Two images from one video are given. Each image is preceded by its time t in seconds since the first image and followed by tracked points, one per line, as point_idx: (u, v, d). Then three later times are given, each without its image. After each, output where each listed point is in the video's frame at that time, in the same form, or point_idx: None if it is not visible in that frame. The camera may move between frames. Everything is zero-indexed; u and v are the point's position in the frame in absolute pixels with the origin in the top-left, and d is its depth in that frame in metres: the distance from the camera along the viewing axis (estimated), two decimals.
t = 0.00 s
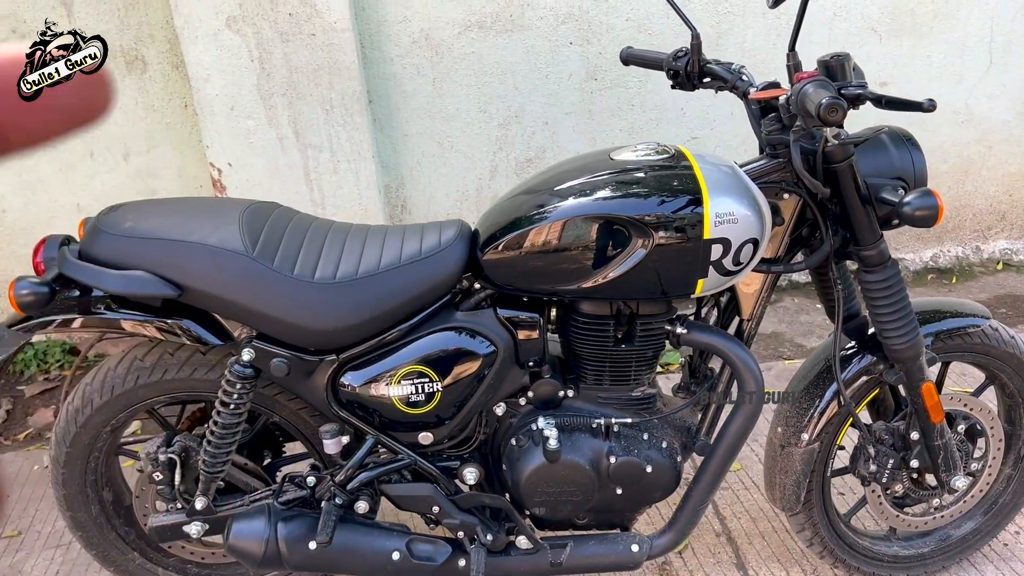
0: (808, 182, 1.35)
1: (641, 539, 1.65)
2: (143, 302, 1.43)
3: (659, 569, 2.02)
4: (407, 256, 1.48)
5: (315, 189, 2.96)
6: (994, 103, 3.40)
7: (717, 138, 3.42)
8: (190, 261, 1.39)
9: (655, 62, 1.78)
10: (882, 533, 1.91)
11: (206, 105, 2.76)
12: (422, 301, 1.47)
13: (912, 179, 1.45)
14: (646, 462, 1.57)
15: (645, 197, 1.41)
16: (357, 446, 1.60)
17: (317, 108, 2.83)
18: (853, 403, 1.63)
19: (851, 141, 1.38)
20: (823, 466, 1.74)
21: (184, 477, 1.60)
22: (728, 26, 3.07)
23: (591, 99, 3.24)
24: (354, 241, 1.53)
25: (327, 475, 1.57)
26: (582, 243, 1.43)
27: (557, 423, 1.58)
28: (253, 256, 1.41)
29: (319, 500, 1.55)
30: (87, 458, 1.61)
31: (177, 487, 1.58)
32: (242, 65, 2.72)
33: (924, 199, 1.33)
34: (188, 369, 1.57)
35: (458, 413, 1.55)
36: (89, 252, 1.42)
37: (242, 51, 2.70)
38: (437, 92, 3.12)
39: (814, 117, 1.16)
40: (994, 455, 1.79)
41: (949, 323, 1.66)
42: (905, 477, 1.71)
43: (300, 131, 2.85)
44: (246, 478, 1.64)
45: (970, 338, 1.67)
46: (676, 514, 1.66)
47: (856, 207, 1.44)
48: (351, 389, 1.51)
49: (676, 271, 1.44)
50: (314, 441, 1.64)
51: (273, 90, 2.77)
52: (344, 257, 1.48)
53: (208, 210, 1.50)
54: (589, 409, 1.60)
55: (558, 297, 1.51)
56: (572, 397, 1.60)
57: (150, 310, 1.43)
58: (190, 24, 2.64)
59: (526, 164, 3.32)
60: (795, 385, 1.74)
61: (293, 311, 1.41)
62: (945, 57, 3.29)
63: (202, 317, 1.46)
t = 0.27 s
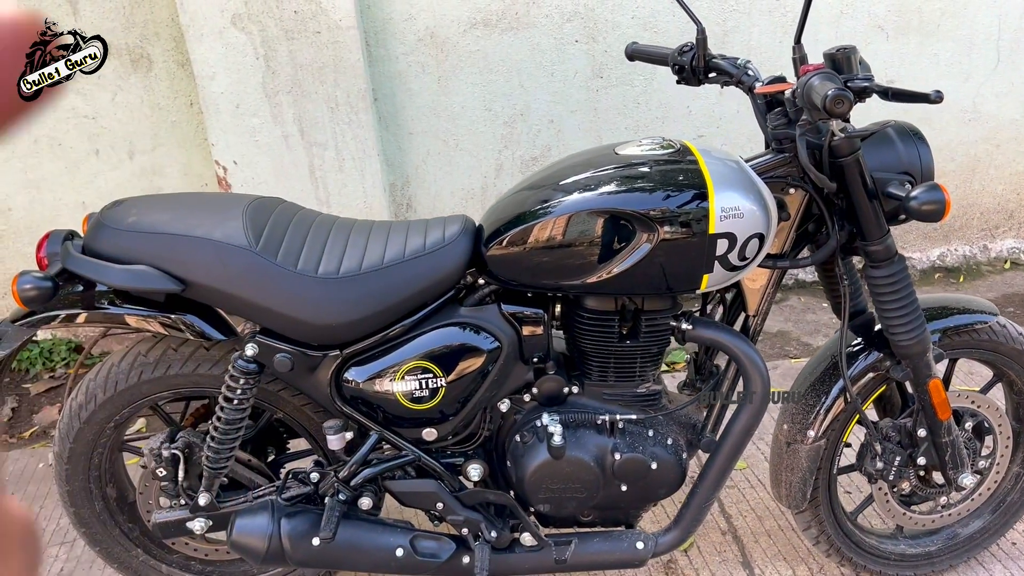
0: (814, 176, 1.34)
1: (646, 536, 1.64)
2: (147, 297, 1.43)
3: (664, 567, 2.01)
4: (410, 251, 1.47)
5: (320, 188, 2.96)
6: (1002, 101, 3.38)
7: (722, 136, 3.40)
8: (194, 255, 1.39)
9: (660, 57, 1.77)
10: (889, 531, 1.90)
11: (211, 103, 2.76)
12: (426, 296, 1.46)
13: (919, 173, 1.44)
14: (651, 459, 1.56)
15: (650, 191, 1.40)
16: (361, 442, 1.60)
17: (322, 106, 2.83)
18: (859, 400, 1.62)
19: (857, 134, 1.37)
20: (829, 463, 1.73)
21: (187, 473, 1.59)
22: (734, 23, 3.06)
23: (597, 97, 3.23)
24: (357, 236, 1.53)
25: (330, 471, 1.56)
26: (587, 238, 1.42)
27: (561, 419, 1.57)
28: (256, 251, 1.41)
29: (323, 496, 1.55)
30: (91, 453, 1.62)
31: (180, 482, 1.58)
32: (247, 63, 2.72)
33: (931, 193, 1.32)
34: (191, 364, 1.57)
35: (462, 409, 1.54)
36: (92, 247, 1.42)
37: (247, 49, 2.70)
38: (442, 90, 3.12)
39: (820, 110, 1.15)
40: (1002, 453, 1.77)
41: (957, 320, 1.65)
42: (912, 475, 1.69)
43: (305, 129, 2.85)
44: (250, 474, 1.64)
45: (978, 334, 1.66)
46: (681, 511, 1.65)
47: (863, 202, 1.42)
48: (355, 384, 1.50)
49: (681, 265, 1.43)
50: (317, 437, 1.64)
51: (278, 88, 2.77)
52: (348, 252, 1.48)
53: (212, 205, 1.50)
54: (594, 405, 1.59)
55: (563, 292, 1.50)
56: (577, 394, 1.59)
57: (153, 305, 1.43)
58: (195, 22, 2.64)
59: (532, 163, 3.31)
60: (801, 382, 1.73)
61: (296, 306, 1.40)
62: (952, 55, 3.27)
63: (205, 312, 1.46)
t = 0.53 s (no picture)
0: (814, 179, 1.35)
1: (646, 538, 1.64)
2: (148, 297, 1.43)
3: (664, 569, 2.01)
4: (411, 253, 1.48)
5: (321, 189, 2.97)
6: (1003, 104, 3.39)
7: (723, 138, 3.40)
8: (194, 256, 1.39)
9: (661, 60, 1.78)
10: (888, 534, 1.91)
11: (212, 104, 2.77)
12: (426, 298, 1.47)
13: (919, 177, 1.45)
14: (651, 461, 1.56)
15: (650, 194, 1.41)
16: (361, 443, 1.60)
17: (323, 107, 2.84)
18: (858, 403, 1.62)
19: (857, 138, 1.37)
20: (829, 466, 1.73)
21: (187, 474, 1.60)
22: (735, 26, 3.06)
23: (598, 99, 3.23)
24: (358, 237, 1.53)
25: (330, 472, 1.56)
26: (587, 241, 1.42)
27: (561, 421, 1.57)
28: (257, 252, 1.41)
29: (322, 497, 1.55)
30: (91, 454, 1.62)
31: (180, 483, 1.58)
32: (249, 64, 2.73)
33: (931, 197, 1.32)
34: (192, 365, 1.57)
35: (462, 410, 1.54)
36: (94, 247, 1.43)
37: (249, 50, 2.71)
38: (444, 91, 3.13)
39: (819, 112, 1.15)
40: (1002, 456, 1.77)
41: (957, 323, 1.65)
42: (911, 478, 1.70)
43: (306, 131, 2.86)
44: (250, 475, 1.64)
45: (977, 337, 1.66)
46: (681, 513, 1.66)
47: (863, 205, 1.43)
48: (355, 385, 1.51)
49: (681, 268, 1.43)
50: (318, 439, 1.64)
51: (279, 90, 2.78)
52: (348, 253, 1.48)
53: (213, 206, 1.50)
54: (593, 407, 1.59)
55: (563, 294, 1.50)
56: (577, 396, 1.59)
57: (154, 306, 1.43)
58: (197, 23, 2.65)
59: (533, 164, 3.32)
60: (801, 384, 1.73)
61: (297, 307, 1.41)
62: (953, 58, 3.28)
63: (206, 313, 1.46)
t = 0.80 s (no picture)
0: (812, 183, 1.35)
1: (643, 540, 1.65)
2: (147, 297, 1.43)
3: (660, 571, 2.02)
4: (410, 254, 1.48)
5: (320, 189, 2.97)
6: (1001, 109, 3.40)
7: (722, 141, 3.41)
8: (194, 256, 1.39)
9: (660, 64, 1.78)
10: (884, 538, 1.91)
11: (212, 103, 2.77)
12: (425, 299, 1.47)
13: (916, 181, 1.45)
14: (648, 463, 1.57)
15: (649, 197, 1.41)
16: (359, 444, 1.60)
17: (323, 107, 2.84)
18: (855, 406, 1.63)
19: (855, 143, 1.38)
20: (825, 468, 1.73)
21: (185, 473, 1.60)
22: (734, 30, 3.07)
23: (597, 102, 3.24)
24: (358, 238, 1.54)
25: (328, 473, 1.56)
26: (586, 243, 1.43)
27: (559, 423, 1.57)
28: (257, 253, 1.42)
29: (320, 497, 1.55)
30: (89, 453, 1.62)
31: (178, 483, 1.58)
32: (249, 64, 2.73)
33: (928, 202, 1.33)
34: (191, 365, 1.57)
35: (460, 412, 1.55)
36: (93, 247, 1.43)
37: (249, 51, 2.71)
38: (443, 93, 3.13)
39: (817, 117, 1.16)
40: (997, 460, 1.78)
41: (953, 327, 1.66)
42: (907, 481, 1.70)
43: (306, 131, 2.86)
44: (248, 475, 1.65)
45: (974, 341, 1.67)
46: (678, 515, 1.66)
47: (860, 210, 1.43)
48: (353, 386, 1.51)
49: (680, 270, 1.44)
50: (316, 439, 1.64)
51: (279, 90, 2.78)
52: (348, 254, 1.49)
53: (213, 207, 1.51)
54: (591, 409, 1.60)
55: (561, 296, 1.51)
56: (575, 398, 1.59)
57: (154, 306, 1.43)
58: (197, 23, 2.65)
59: (531, 166, 3.32)
60: (798, 387, 1.74)
61: (296, 307, 1.41)
62: (951, 63, 3.29)
63: (205, 313, 1.47)
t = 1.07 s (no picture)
0: (809, 187, 1.36)
1: (639, 541, 1.66)
2: (146, 295, 1.44)
3: (655, 572, 2.02)
4: (409, 254, 1.49)
5: (319, 190, 2.97)
6: (996, 115, 3.42)
7: (719, 145, 3.42)
8: (194, 255, 1.40)
9: (659, 67, 1.80)
10: (878, 540, 1.92)
11: (211, 103, 2.78)
12: (424, 299, 1.48)
13: (912, 186, 1.46)
14: (644, 464, 1.57)
15: (647, 199, 1.42)
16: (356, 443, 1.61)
17: (322, 108, 2.85)
18: (850, 409, 1.64)
19: (851, 147, 1.39)
20: (820, 471, 1.74)
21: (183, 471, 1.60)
22: (732, 34, 3.08)
23: (595, 104, 3.25)
24: (357, 238, 1.55)
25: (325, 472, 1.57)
26: (584, 245, 1.44)
27: (556, 423, 1.58)
28: (257, 252, 1.42)
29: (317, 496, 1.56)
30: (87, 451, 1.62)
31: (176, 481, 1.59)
32: (249, 64, 2.74)
33: (924, 206, 1.34)
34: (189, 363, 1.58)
35: (457, 412, 1.55)
36: (93, 245, 1.43)
37: (248, 51, 2.72)
38: (442, 94, 3.14)
39: (814, 121, 1.17)
40: (991, 464, 1.79)
41: (948, 331, 1.67)
42: (901, 484, 1.71)
43: (305, 131, 2.87)
44: (245, 473, 1.65)
45: (968, 345, 1.68)
46: (673, 516, 1.67)
47: (856, 213, 1.44)
48: (351, 385, 1.51)
49: (677, 272, 1.45)
50: (313, 438, 1.65)
51: (278, 90, 2.79)
52: (347, 254, 1.49)
53: (213, 206, 1.51)
54: (588, 410, 1.61)
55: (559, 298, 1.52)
56: (571, 398, 1.60)
57: (153, 304, 1.44)
58: (197, 23, 2.66)
59: (529, 167, 3.33)
60: (793, 389, 1.74)
61: (295, 306, 1.42)
62: (947, 69, 3.31)
63: (204, 311, 1.47)
